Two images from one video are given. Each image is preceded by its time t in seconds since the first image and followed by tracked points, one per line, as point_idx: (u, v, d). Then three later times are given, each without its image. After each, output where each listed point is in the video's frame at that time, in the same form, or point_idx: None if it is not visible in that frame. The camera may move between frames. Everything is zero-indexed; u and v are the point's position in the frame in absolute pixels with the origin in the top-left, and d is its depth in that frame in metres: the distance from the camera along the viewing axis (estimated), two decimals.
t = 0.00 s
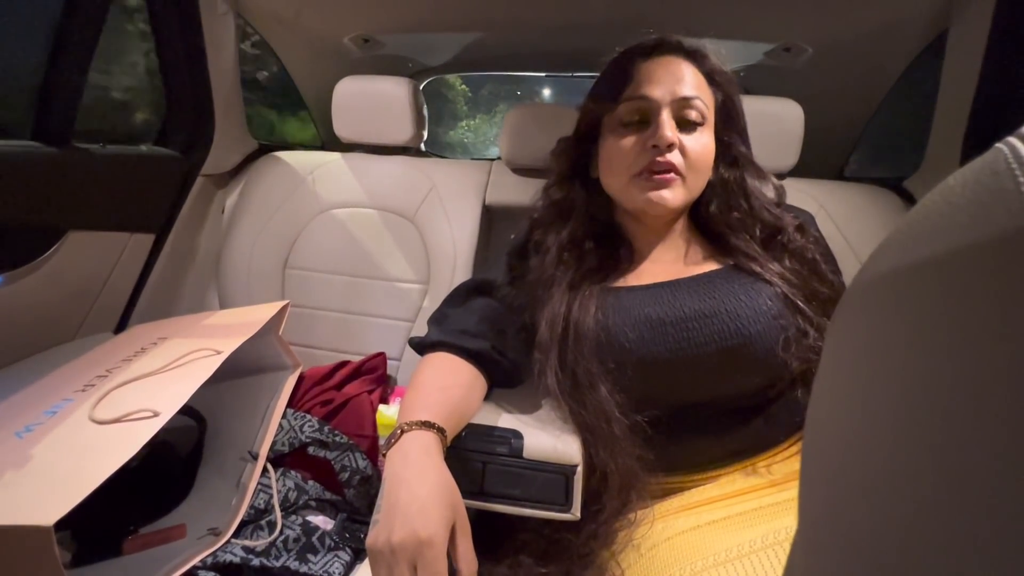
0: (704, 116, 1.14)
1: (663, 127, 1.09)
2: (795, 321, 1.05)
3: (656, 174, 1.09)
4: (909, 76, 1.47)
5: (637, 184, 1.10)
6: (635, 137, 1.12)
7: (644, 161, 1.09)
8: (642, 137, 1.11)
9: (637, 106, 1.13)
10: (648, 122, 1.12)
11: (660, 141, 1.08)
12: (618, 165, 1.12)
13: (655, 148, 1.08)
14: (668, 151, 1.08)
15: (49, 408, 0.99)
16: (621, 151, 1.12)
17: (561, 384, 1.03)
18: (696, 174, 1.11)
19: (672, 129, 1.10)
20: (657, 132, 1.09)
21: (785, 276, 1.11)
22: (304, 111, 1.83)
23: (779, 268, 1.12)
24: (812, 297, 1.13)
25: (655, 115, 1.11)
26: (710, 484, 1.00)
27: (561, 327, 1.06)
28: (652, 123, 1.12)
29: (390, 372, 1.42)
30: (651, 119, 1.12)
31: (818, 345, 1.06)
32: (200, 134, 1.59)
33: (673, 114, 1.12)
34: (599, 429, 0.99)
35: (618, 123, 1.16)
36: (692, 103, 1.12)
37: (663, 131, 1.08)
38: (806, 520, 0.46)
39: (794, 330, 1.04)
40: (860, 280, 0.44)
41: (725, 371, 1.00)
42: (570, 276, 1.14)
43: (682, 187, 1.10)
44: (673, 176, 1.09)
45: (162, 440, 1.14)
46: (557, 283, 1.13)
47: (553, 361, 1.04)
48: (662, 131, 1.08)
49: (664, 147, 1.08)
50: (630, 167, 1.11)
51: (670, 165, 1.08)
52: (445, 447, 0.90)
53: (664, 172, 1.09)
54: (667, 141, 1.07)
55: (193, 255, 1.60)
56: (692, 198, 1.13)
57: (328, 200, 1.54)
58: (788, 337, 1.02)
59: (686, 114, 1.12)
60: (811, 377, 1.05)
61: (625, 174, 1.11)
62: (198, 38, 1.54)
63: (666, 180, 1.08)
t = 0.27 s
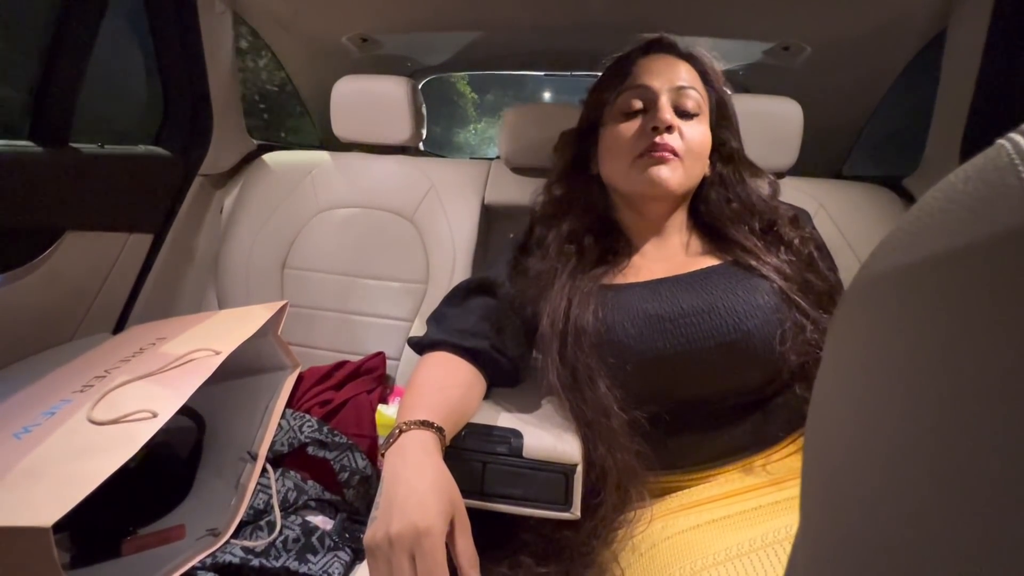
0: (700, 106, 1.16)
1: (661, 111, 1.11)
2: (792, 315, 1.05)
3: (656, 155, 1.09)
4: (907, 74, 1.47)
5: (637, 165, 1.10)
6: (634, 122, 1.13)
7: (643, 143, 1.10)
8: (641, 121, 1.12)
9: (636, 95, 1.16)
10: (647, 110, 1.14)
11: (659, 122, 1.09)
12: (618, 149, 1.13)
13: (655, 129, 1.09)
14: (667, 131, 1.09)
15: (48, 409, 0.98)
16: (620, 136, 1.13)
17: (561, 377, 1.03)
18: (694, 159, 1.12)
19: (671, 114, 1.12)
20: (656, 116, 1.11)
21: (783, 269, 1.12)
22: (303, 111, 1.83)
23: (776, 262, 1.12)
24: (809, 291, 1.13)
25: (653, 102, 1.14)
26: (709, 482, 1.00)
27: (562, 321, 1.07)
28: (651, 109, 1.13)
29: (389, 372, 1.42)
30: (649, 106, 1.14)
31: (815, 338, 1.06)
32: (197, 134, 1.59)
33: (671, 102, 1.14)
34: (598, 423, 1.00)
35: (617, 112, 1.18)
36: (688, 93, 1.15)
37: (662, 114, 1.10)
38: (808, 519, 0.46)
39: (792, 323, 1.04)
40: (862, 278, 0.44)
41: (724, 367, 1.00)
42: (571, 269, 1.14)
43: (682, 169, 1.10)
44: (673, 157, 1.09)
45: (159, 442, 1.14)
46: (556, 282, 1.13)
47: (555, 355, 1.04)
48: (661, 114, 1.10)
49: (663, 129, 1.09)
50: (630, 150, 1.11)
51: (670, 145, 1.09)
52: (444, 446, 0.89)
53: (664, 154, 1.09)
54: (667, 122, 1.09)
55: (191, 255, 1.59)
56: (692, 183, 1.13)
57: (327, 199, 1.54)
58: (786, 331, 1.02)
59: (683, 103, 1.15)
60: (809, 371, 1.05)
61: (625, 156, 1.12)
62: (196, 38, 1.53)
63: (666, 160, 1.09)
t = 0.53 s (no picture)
0: (695, 104, 1.17)
1: (656, 112, 1.11)
2: (791, 313, 1.05)
3: (653, 155, 1.10)
4: (904, 74, 1.47)
5: (633, 165, 1.11)
6: (629, 123, 1.14)
7: (640, 143, 1.10)
8: (637, 122, 1.13)
9: (630, 96, 1.16)
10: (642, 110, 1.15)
11: (654, 123, 1.10)
12: (614, 150, 1.14)
13: (650, 129, 1.10)
14: (662, 132, 1.10)
15: (46, 410, 0.98)
16: (616, 137, 1.14)
17: (560, 379, 1.03)
18: (691, 157, 1.13)
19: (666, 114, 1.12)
20: (650, 116, 1.11)
21: (781, 269, 1.12)
22: (302, 111, 1.83)
23: (774, 261, 1.12)
24: (807, 290, 1.13)
25: (647, 102, 1.14)
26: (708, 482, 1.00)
27: (561, 323, 1.06)
28: (646, 110, 1.14)
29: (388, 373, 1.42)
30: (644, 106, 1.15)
31: (814, 337, 1.06)
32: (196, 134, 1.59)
33: (665, 102, 1.15)
34: (597, 424, 1.00)
35: (612, 114, 1.18)
36: (682, 91, 1.16)
37: (656, 114, 1.11)
38: (805, 518, 0.46)
39: (790, 322, 1.04)
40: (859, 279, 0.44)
41: (723, 366, 1.00)
42: (569, 268, 1.15)
43: (679, 168, 1.10)
44: (670, 156, 1.10)
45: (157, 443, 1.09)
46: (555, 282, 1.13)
47: (554, 355, 1.04)
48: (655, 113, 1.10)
49: (658, 129, 1.10)
50: (627, 151, 1.12)
51: (666, 145, 1.10)
52: (444, 446, 0.89)
53: (661, 153, 1.10)
54: (662, 121, 1.09)
55: (188, 256, 1.59)
56: (690, 182, 1.13)
57: (325, 200, 1.54)
58: (785, 330, 1.02)
59: (678, 101, 1.15)
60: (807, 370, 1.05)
61: (621, 157, 1.12)
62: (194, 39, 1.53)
63: (663, 160, 1.09)
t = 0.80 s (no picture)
0: (688, 103, 1.17)
1: (649, 112, 1.12)
2: (790, 312, 1.05)
3: (646, 154, 1.09)
4: (903, 74, 1.47)
5: (628, 165, 1.11)
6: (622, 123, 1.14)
7: (633, 143, 1.10)
8: (630, 123, 1.13)
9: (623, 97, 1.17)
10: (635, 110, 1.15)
11: (647, 122, 1.10)
12: (609, 151, 1.14)
13: (643, 129, 1.10)
14: (655, 131, 1.10)
15: (45, 412, 0.98)
16: (610, 138, 1.14)
17: (561, 379, 1.03)
18: (686, 156, 1.12)
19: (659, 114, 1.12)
20: (643, 116, 1.11)
21: (780, 267, 1.12)
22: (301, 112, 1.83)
23: (773, 259, 1.12)
24: (806, 289, 1.14)
25: (640, 102, 1.14)
26: (709, 481, 1.00)
27: (561, 323, 1.06)
28: (638, 110, 1.14)
29: (388, 374, 1.42)
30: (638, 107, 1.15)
31: (813, 335, 1.07)
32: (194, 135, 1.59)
33: (658, 102, 1.15)
34: (597, 422, 1.00)
35: (606, 115, 1.18)
36: (675, 91, 1.16)
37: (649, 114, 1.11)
38: (806, 518, 0.46)
39: (790, 320, 1.04)
40: (861, 277, 0.44)
41: (723, 365, 1.00)
42: (569, 269, 1.15)
43: (673, 166, 1.10)
44: (663, 155, 1.09)
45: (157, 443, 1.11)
46: (555, 282, 1.13)
47: (554, 355, 1.04)
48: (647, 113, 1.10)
49: (651, 128, 1.10)
50: (621, 151, 1.12)
51: (660, 144, 1.09)
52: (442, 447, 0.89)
53: (654, 153, 1.10)
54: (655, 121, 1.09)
55: (188, 256, 1.59)
56: (685, 180, 1.13)
57: (324, 201, 1.54)
58: (785, 328, 1.03)
59: (671, 101, 1.15)
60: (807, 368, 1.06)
61: (616, 157, 1.12)
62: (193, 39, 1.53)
63: (656, 158, 1.09)
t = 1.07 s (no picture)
0: (680, 108, 1.16)
1: (641, 118, 1.11)
2: (791, 312, 1.05)
3: (640, 161, 1.09)
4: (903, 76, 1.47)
5: (622, 172, 1.10)
6: (615, 131, 1.14)
7: (626, 151, 1.10)
8: (623, 131, 1.13)
9: (615, 104, 1.17)
10: (627, 118, 1.15)
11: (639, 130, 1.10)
12: (603, 159, 1.13)
13: (636, 137, 1.09)
14: (648, 138, 1.09)
15: (44, 417, 0.97)
16: (604, 147, 1.14)
17: (562, 381, 1.02)
18: (680, 160, 1.12)
19: (651, 120, 1.12)
20: (635, 124, 1.11)
21: (781, 267, 1.12)
22: (301, 115, 1.84)
23: (773, 259, 1.12)
24: (806, 289, 1.13)
25: (631, 109, 1.14)
26: (711, 484, 0.99)
27: (560, 326, 1.06)
28: (631, 117, 1.14)
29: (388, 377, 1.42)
30: (630, 113, 1.15)
31: (814, 335, 1.06)
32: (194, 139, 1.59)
33: (650, 108, 1.14)
34: (597, 424, 1.00)
35: (599, 124, 1.18)
36: (666, 96, 1.15)
37: (640, 122, 1.10)
38: (810, 519, 0.46)
39: (791, 319, 1.04)
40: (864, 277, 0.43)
41: (724, 365, 0.99)
42: (569, 271, 1.15)
43: (668, 171, 1.09)
44: (657, 160, 1.09)
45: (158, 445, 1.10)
46: (555, 284, 1.13)
47: (554, 354, 1.04)
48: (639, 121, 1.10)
49: (644, 135, 1.09)
50: (615, 158, 1.12)
51: (653, 150, 1.09)
52: (442, 449, 0.89)
53: (649, 159, 1.09)
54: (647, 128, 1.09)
55: (188, 260, 1.59)
56: (681, 184, 1.12)
57: (323, 204, 1.53)
58: (785, 327, 1.02)
59: (662, 107, 1.15)
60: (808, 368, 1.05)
61: (610, 165, 1.12)
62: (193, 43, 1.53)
63: (651, 164, 1.08)
